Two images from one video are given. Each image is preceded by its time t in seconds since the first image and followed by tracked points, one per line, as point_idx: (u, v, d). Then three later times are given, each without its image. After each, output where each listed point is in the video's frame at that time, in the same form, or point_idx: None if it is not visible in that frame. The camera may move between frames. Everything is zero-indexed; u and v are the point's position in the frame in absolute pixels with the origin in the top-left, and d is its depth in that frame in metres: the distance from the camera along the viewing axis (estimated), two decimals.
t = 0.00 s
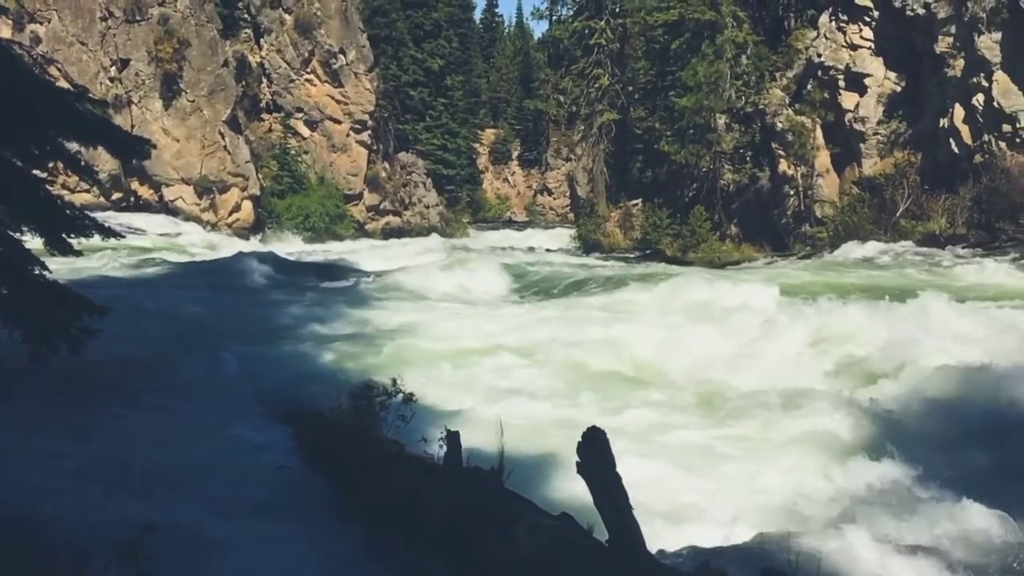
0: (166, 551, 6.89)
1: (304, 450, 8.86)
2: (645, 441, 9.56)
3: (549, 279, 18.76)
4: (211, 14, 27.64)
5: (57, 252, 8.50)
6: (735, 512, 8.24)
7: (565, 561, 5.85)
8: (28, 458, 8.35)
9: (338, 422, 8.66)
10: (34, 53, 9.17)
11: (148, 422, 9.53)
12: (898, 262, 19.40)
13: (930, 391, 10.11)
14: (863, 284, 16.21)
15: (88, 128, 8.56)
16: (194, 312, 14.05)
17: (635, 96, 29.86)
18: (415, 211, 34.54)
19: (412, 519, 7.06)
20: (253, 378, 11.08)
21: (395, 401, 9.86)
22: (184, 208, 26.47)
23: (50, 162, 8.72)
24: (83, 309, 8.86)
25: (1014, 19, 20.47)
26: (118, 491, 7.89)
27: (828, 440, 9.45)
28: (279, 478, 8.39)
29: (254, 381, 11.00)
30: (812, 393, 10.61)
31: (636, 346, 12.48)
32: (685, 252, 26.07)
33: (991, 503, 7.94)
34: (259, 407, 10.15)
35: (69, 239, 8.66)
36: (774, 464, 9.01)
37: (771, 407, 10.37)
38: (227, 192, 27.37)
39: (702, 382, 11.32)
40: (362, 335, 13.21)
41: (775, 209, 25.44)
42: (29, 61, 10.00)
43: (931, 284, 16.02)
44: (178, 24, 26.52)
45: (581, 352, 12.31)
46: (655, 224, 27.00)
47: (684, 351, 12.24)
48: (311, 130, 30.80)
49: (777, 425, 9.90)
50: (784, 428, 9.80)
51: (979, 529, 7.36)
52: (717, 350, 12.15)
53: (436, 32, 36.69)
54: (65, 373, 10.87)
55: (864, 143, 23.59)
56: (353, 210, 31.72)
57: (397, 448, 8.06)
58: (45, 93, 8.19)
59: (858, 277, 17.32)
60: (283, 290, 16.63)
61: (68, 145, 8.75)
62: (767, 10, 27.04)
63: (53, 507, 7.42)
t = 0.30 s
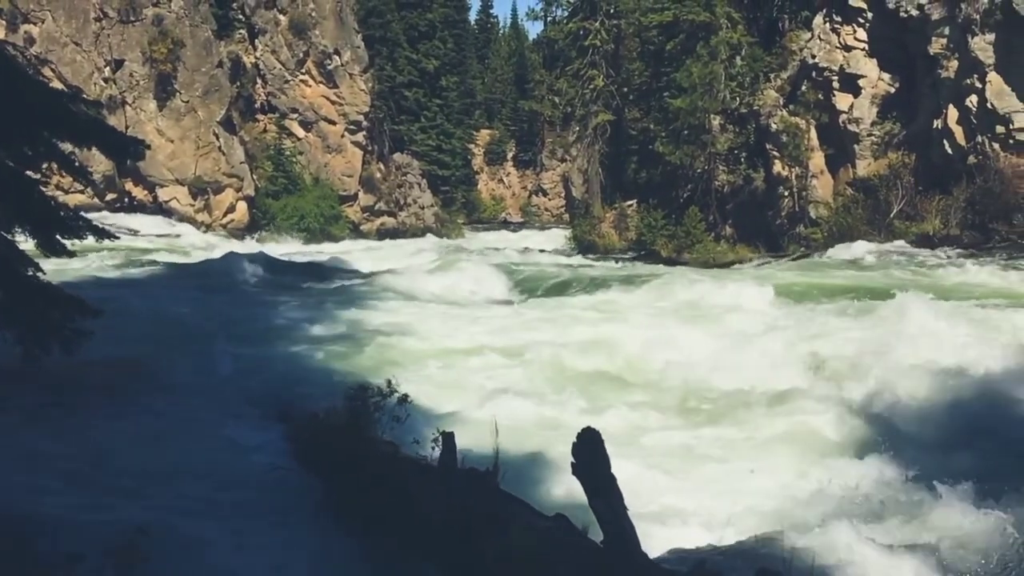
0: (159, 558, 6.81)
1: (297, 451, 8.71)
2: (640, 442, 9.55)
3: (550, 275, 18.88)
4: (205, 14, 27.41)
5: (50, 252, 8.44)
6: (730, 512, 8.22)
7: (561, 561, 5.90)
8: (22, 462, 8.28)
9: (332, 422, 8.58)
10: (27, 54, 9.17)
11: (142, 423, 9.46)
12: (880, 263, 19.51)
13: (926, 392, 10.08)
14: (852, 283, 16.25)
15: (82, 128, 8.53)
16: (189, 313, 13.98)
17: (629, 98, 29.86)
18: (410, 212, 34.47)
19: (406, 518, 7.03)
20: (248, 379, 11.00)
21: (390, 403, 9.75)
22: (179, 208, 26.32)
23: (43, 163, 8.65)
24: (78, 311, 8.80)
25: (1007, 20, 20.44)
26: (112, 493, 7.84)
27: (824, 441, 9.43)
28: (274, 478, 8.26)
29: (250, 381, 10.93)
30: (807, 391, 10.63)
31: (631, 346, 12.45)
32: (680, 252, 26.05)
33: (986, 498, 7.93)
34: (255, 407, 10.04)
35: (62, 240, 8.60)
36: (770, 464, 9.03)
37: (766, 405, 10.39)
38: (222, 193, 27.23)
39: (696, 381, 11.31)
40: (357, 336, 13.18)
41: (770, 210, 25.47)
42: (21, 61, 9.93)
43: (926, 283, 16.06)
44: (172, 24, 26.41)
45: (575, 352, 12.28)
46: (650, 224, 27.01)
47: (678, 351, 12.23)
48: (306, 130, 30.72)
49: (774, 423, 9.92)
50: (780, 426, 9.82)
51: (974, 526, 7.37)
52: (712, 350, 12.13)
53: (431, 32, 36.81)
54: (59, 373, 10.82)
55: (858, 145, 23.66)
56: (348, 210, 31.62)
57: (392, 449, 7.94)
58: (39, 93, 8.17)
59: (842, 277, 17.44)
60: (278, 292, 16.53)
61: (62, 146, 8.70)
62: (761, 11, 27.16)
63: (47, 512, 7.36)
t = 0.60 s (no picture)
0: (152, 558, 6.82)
1: (293, 453, 8.71)
2: (634, 440, 9.56)
3: (545, 276, 18.87)
4: (199, 15, 27.50)
5: (42, 254, 8.40)
6: (724, 513, 8.21)
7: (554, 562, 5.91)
8: (16, 462, 8.30)
9: (325, 422, 8.60)
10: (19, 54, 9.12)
11: (138, 423, 9.47)
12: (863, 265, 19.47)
13: (919, 395, 10.13)
14: (844, 283, 16.34)
15: (75, 129, 8.50)
16: (184, 314, 13.99)
17: (624, 99, 29.93)
18: (404, 213, 34.40)
19: (401, 516, 7.05)
20: (243, 379, 11.01)
21: (383, 404, 9.73)
22: (173, 209, 26.32)
23: (36, 164, 8.63)
24: (71, 313, 8.77)
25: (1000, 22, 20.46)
26: (107, 493, 7.85)
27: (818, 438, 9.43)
28: (270, 478, 8.28)
29: (245, 382, 10.95)
30: (801, 390, 10.66)
31: (625, 345, 12.48)
32: (674, 253, 26.01)
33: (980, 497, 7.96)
34: (250, 408, 10.06)
35: (54, 241, 8.56)
36: (763, 461, 9.03)
37: (761, 404, 10.42)
38: (215, 194, 27.13)
39: (690, 380, 11.33)
40: (351, 336, 13.18)
41: (764, 211, 25.49)
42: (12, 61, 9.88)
43: (920, 284, 16.03)
44: (166, 25, 26.43)
45: (569, 352, 12.32)
46: (645, 226, 27.14)
47: (672, 352, 12.24)
48: (300, 131, 30.69)
49: (766, 421, 9.92)
50: (774, 423, 9.84)
51: (967, 529, 7.42)
52: (706, 352, 12.14)
53: (425, 33, 36.82)
54: (54, 373, 10.83)
55: (851, 146, 23.72)
56: (343, 211, 31.60)
57: (387, 449, 7.93)
58: (32, 94, 8.12)
59: (827, 277, 17.53)
60: (271, 292, 16.51)
61: (55, 146, 8.67)
62: (755, 12, 27.03)
63: (39, 513, 7.37)
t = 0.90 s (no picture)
0: (143, 557, 6.83)
1: (286, 452, 8.72)
2: (627, 440, 9.57)
3: (540, 277, 18.90)
4: (192, 15, 27.28)
5: (33, 256, 8.36)
6: (718, 513, 8.21)
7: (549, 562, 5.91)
8: (10, 463, 8.31)
9: (320, 423, 8.61)
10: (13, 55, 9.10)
11: (132, 423, 9.47)
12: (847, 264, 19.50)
13: (912, 395, 10.18)
14: (836, 283, 16.38)
15: (68, 130, 8.49)
16: (178, 314, 13.97)
17: (618, 99, 30.12)
18: (398, 214, 34.27)
19: (395, 516, 7.04)
20: (237, 380, 11.01)
21: (377, 405, 9.72)
22: (166, 210, 26.26)
23: (30, 165, 8.61)
24: (64, 315, 8.75)
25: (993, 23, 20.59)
26: (99, 493, 7.85)
27: (811, 437, 9.49)
28: (264, 478, 8.29)
29: (239, 382, 10.95)
30: (794, 388, 10.68)
31: (617, 347, 12.43)
32: (668, 253, 26.17)
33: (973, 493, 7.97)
34: (244, 408, 10.07)
35: (46, 243, 8.54)
36: (757, 461, 9.04)
37: (753, 404, 10.41)
38: (209, 194, 27.09)
39: (683, 379, 11.38)
40: (344, 336, 13.18)
41: (757, 211, 25.42)
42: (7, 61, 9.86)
43: (913, 284, 16.02)
44: (159, 25, 26.27)
45: (563, 353, 12.30)
46: (639, 227, 27.38)
47: (666, 353, 12.22)
48: (294, 131, 30.67)
49: (759, 421, 9.91)
50: (767, 422, 9.87)
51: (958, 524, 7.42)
52: (700, 352, 12.13)
53: (419, 33, 36.66)
54: (48, 373, 10.83)
55: (845, 146, 23.70)
56: (336, 212, 31.54)
57: (381, 450, 7.95)
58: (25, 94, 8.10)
59: (815, 277, 17.59)
60: (266, 293, 16.47)
61: (49, 147, 8.66)
62: (748, 13, 27.29)
63: (31, 513, 7.38)
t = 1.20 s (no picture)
0: (137, 558, 6.84)
1: (279, 452, 8.72)
2: (622, 442, 9.57)
3: (534, 278, 18.86)
4: (185, 15, 27.31)
5: (24, 259, 8.34)
6: (712, 514, 8.23)
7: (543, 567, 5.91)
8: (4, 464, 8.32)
9: (314, 425, 8.60)
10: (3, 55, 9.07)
11: (126, 424, 9.48)
12: (829, 264, 19.77)
13: (904, 393, 10.18)
14: (828, 283, 16.44)
15: (62, 131, 8.50)
16: (170, 316, 13.91)
17: (611, 100, 30.04)
18: (391, 215, 34.28)
19: (391, 517, 7.02)
20: (231, 380, 11.02)
21: (370, 406, 9.72)
22: (159, 211, 26.15)
23: (21, 166, 8.57)
24: (54, 316, 8.74)
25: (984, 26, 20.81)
26: (94, 496, 7.83)
27: (806, 438, 9.51)
28: (257, 478, 8.30)
29: (233, 383, 10.94)
30: (784, 389, 10.75)
31: (610, 348, 12.38)
32: (661, 255, 26.18)
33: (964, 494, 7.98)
34: (238, 408, 10.08)
35: (37, 244, 8.51)
36: (750, 462, 9.06)
37: (747, 404, 10.42)
38: (201, 196, 26.94)
39: (677, 380, 11.37)
40: (338, 338, 13.15)
41: (751, 213, 25.50)
42: None
43: (904, 284, 16.10)
44: (152, 26, 26.25)
45: (557, 354, 12.28)
46: (632, 228, 27.32)
47: (658, 353, 12.22)
48: (287, 132, 30.58)
49: (752, 424, 9.88)
50: (761, 425, 9.82)
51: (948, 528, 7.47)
52: (694, 354, 12.16)
53: (412, 35, 36.89)
54: (40, 374, 10.79)
55: (837, 148, 23.75)
56: (330, 213, 31.50)
57: (374, 452, 7.95)
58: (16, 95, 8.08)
59: (824, 279, 17.49)
60: (260, 294, 16.44)
61: (40, 148, 8.63)
62: (741, 15, 27.14)
63: (26, 515, 7.39)
